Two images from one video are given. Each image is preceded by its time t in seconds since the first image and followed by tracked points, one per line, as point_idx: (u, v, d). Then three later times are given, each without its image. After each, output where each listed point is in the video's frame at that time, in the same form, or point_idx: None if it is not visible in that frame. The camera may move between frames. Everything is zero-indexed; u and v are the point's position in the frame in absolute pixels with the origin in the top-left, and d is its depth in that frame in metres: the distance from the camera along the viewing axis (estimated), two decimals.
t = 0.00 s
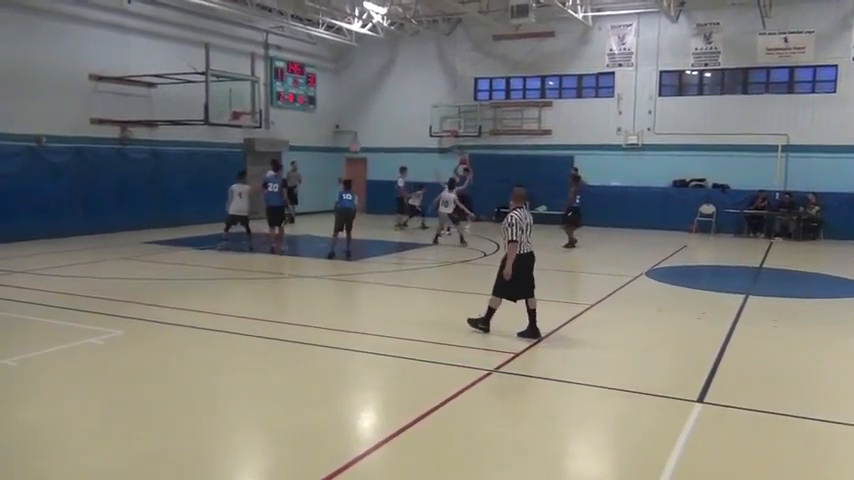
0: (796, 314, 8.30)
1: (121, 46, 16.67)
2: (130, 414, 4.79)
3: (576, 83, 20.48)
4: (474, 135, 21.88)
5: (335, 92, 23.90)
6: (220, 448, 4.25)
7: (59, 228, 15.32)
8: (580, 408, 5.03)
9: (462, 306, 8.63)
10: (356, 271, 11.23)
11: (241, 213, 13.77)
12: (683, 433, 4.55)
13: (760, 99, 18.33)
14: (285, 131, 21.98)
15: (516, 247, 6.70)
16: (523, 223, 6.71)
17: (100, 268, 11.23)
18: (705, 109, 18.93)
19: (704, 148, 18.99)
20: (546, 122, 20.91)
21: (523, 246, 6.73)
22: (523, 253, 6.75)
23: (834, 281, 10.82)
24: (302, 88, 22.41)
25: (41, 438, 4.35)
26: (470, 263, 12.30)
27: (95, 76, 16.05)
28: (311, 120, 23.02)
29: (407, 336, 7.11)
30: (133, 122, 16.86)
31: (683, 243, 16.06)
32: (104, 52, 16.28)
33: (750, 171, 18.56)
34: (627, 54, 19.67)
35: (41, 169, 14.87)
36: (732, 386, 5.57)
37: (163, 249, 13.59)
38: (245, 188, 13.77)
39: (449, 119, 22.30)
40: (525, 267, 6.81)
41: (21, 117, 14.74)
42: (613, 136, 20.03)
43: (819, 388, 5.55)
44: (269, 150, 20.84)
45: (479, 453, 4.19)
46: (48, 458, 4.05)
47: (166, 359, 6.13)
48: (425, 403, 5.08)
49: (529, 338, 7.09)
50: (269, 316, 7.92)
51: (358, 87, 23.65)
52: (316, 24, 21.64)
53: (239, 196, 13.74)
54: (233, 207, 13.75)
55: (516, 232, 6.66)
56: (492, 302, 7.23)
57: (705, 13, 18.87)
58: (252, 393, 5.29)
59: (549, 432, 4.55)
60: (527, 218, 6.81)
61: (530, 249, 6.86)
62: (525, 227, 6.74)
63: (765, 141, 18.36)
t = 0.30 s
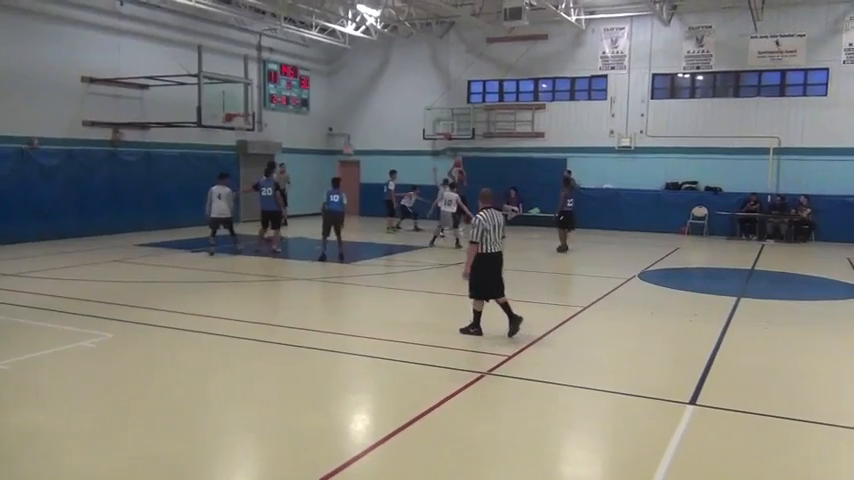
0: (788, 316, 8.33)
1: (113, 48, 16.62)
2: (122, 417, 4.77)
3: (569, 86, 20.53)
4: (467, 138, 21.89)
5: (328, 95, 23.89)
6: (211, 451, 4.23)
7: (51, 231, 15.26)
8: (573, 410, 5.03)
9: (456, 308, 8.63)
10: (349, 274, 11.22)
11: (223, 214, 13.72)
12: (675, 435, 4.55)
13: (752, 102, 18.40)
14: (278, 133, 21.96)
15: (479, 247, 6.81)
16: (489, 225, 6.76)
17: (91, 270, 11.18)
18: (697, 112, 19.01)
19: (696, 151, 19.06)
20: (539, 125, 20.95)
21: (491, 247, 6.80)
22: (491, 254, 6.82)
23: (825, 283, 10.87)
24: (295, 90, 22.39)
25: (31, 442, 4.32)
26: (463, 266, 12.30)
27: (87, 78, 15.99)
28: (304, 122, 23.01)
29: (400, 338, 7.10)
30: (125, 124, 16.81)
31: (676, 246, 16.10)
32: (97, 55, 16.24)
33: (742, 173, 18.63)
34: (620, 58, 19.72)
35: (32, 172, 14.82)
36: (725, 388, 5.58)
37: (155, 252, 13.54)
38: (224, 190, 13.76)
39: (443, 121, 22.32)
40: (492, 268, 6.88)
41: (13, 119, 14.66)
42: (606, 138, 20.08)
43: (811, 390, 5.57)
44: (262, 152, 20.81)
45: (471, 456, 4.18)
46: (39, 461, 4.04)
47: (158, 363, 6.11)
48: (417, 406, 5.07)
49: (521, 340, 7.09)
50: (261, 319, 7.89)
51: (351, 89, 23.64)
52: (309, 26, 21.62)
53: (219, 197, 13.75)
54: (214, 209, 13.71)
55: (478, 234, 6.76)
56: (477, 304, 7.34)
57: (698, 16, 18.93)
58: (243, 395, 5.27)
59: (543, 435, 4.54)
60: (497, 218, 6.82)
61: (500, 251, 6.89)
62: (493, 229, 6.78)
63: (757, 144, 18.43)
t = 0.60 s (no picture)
0: (780, 319, 8.36)
1: (106, 51, 16.57)
2: (116, 421, 4.75)
3: (562, 89, 20.58)
4: (461, 141, 21.91)
5: (322, 97, 23.88)
6: (204, 455, 4.21)
7: (43, 234, 15.19)
8: (568, 414, 5.02)
9: (450, 311, 8.61)
10: (343, 277, 11.20)
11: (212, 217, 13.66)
12: (669, 438, 4.55)
13: (745, 105, 18.49)
14: (272, 136, 21.94)
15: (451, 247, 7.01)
16: (463, 226, 6.93)
17: (83, 274, 11.13)
18: (690, 115, 19.08)
19: (689, 154, 19.12)
20: (532, 128, 20.99)
21: (465, 248, 6.97)
22: (466, 254, 6.98)
23: (818, 286, 10.92)
24: (288, 93, 22.38)
25: (22, 446, 4.28)
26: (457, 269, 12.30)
27: (79, 81, 15.93)
28: (297, 125, 22.99)
29: (394, 341, 7.09)
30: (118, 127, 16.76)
31: (669, 249, 16.15)
32: (89, 57, 16.19)
33: (735, 176, 18.71)
34: (613, 61, 19.77)
35: (24, 174, 14.76)
36: (718, 391, 5.59)
37: (148, 255, 13.50)
38: (213, 193, 13.71)
39: (436, 124, 22.32)
40: (464, 268, 7.03)
41: (5, 121, 14.60)
42: (599, 141, 20.13)
43: (805, 393, 5.58)
44: (255, 155, 20.76)
45: (466, 459, 4.18)
46: (31, 465, 4.01)
47: (151, 366, 6.08)
48: (411, 409, 5.05)
49: (515, 343, 7.09)
50: (254, 322, 7.87)
51: (344, 92, 23.63)
52: (302, 29, 21.61)
53: (207, 199, 13.70)
54: (203, 212, 13.66)
55: (450, 234, 6.96)
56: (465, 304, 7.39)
57: (689, 20, 19.02)
58: (237, 399, 5.25)
59: (537, 439, 4.52)
60: (473, 221, 7.00)
61: (475, 252, 7.03)
62: (467, 230, 6.95)
63: (749, 147, 18.51)
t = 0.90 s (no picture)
0: (782, 321, 8.35)
1: (106, 56, 16.58)
2: (116, 426, 4.73)
3: (562, 92, 20.58)
4: (461, 144, 21.93)
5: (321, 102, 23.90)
6: (206, 460, 4.19)
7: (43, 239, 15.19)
8: (569, 416, 5.01)
9: (451, 314, 8.61)
10: (343, 281, 11.20)
11: (214, 223, 13.69)
12: (672, 441, 4.53)
13: (744, 107, 18.49)
14: (272, 140, 21.94)
15: (437, 251, 7.06)
16: (449, 230, 7.00)
17: (84, 279, 11.13)
18: (689, 117, 19.09)
19: (689, 156, 19.12)
20: (532, 131, 21.01)
21: (450, 250, 7.02)
22: (451, 257, 7.04)
23: (819, 287, 10.90)
24: (288, 98, 22.40)
25: (24, 452, 4.28)
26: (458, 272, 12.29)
27: (79, 86, 15.95)
28: (297, 129, 22.99)
29: (394, 345, 7.09)
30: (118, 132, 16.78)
31: (669, 251, 16.14)
32: (89, 62, 16.20)
33: (735, 178, 18.70)
34: (612, 63, 19.78)
35: (25, 179, 14.78)
36: (721, 394, 5.57)
37: (149, 260, 13.50)
38: (214, 198, 13.70)
39: (436, 128, 22.33)
40: (451, 271, 7.09)
41: (5, 127, 14.60)
42: (599, 144, 20.14)
43: (807, 395, 5.56)
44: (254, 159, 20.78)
45: (467, 464, 4.15)
46: (30, 471, 4.00)
47: (151, 372, 6.06)
48: (413, 413, 5.03)
49: (516, 347, 7.07)
50: (255, 326, 7.86)
51: (344, 96, 23.65)
52: (302, 33, 21.64)
53: (209, 205, 13.69)
54: (205, 218, 13.67)
55: (437, 237, 7.01)
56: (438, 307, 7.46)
57: (689, 22, 19.03)
58: (238, 404, 5.23)
59: (539, 443, 4.51)
60: (458, 224, 7.09)
61: (460, 255, 7.12)
62: (452, 234, 7.03)
63: (749, 149, 18.51)
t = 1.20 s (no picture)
0: (787, 324, 8.33)
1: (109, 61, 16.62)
2: (120, 430, 4.73)
3: (565, 94, 20.59)
4: (464, 147, 21.90)
5: (325, 106, 23.93)
6: (209, 464, 4.18)
7: (47, 244, 15.22)
8: (575, 420, 5.00)
9: (455, 318, 8.60)
10: (347, 284, 11.19)
11: (222, 226, 13.70)
12: (677, 444, 4.52)
13: (748, 110, 18.47)
14: (275, 144, 21.97)
15: (428, 251, 7.10)
16: (440, 230, 7.08)
17: (88, 283, 11.15)
18: (692, 120, 19.08)
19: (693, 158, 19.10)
20: (536, 134, 21.01)
21: (440, 251, 7.11)
22: (441, 257, 7.12)
23: (823, 290, 10.87)
24: (291, 102, 22.44)
25: (28, 456, 4.28)
26: (461, 275, 12.29)
27: (83, 91, 15.99)
28: (300, 133, 23.02)
29: (398, 349, 7.08)
30: (121, 136, 16.81)
31: (673, 254, 16.12)
32: (92, 67, 16.24)
33: (739, 180, 18.67)
34: (615, 66, 19.79)
35: (29, 184, 14.81)
36: (726, 397, 5.55)
37: (153, 264, 13.51)
38: (223, 201, 13.69)
39: (439, 131, 22.31)
40: (441, 271, 7.16)
41: (9, 132, 14.64)
42: (603, 146, 20.12)
43: (813, 398, 5.54)
44: (258, 163, 20.83)
45: (471, 467, 4.14)
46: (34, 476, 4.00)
47: (156, 376, 6.06)
48: (417, 417, 5.02)
49: (521, 350, 7.06)
50: (259, 331, 7.86)
51: (348, 100, 23.68)
52: (305, 37, 21.67)
53: (217, 208, 13.69)
54: (214, 221, 13.70)
55: (429, 237, 7.06)
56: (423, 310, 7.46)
57: (692, 24, 19.01)
58: (242, 408, 5.23)
59: (544, 446, 4.49)
60: (447, 225, 7.18)
61: (449, 256, 7.21)
62: (443, 234, 7.11)
63: (753, 151, 18.48)
